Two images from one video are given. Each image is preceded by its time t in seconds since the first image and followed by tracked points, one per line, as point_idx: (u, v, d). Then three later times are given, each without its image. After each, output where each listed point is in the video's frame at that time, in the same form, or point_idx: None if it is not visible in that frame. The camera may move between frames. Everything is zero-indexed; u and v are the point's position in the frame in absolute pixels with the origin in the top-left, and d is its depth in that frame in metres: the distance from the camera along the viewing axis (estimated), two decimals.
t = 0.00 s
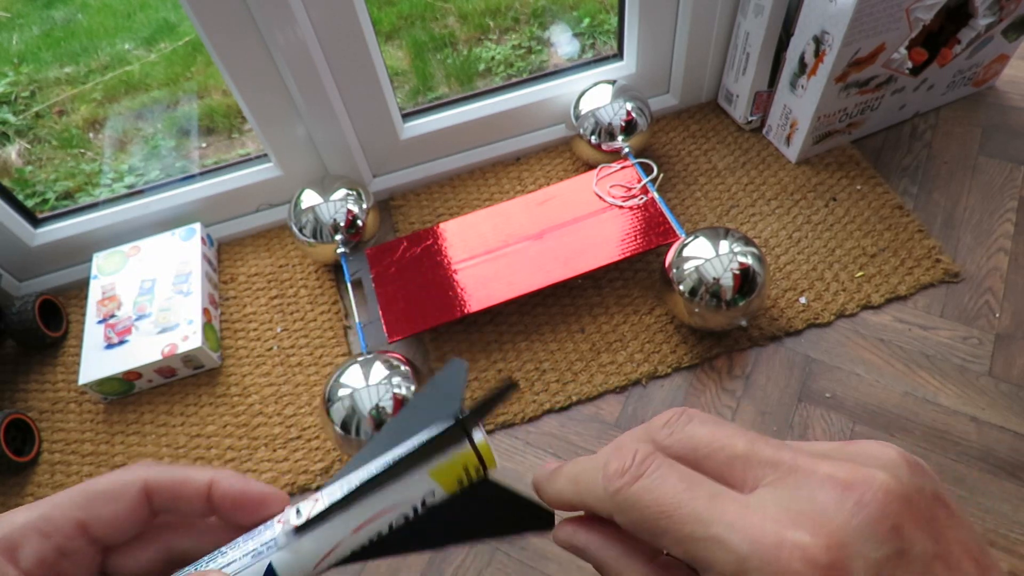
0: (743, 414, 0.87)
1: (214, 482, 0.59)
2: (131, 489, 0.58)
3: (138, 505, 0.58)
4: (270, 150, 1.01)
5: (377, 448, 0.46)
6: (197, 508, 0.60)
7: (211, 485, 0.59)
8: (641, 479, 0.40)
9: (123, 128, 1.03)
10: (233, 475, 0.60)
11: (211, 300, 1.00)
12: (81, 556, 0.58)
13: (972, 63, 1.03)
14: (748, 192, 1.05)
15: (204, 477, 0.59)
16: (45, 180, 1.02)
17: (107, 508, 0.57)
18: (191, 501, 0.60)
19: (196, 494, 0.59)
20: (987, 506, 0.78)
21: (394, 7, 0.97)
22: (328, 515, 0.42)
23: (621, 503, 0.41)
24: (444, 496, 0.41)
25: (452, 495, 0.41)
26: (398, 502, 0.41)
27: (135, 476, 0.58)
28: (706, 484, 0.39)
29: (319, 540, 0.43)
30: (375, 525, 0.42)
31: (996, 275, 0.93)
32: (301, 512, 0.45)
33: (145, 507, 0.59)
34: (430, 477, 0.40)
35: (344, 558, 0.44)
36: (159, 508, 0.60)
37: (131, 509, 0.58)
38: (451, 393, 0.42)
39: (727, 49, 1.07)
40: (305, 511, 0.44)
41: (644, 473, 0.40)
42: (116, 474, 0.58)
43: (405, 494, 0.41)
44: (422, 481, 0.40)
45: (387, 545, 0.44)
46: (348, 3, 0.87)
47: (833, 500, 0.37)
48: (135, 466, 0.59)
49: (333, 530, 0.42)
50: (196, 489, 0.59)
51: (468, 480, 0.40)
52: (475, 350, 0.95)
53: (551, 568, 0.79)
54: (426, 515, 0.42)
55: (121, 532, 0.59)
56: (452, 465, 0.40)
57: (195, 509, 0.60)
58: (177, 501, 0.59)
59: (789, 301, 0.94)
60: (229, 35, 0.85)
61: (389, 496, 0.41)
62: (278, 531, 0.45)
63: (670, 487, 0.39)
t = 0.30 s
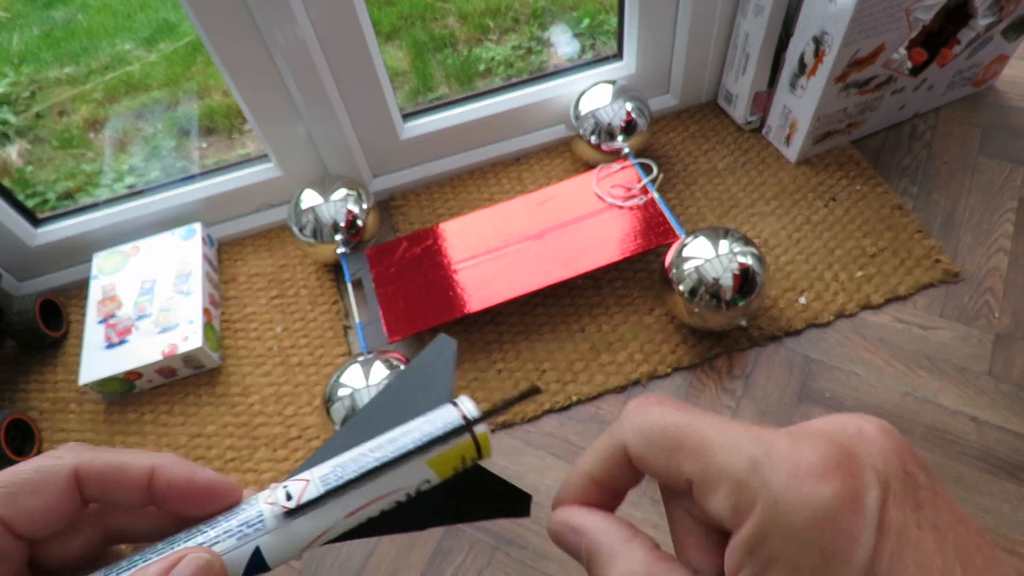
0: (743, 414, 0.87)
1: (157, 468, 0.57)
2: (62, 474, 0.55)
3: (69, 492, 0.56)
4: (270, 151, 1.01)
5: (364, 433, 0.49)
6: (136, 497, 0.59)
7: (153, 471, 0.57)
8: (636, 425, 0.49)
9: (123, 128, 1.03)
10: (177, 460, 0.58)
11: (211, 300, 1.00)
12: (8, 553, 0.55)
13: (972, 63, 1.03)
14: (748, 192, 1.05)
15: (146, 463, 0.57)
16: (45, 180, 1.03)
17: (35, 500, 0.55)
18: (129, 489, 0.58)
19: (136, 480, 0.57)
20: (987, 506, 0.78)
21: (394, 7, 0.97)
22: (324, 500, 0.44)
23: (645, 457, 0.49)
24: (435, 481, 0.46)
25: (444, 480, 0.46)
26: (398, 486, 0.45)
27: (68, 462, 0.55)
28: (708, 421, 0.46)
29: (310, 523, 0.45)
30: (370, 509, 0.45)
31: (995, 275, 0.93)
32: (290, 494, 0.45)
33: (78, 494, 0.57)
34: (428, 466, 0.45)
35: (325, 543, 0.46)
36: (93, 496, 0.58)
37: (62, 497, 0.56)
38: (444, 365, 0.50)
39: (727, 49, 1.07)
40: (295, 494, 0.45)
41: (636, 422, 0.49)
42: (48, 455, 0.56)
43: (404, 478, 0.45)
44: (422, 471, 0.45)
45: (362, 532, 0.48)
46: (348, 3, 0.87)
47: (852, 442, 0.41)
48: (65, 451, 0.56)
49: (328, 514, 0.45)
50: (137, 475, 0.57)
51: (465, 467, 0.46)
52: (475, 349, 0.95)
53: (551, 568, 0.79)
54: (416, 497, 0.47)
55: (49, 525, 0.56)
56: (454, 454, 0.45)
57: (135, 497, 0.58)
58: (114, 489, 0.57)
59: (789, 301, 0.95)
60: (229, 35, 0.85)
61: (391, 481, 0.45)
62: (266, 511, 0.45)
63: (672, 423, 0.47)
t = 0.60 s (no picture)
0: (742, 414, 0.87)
1: (162, 463, 0.55)
2: (61, 470, 0.53)
3: (69, 490, 0.53)
4: (270, 151, 1.01)
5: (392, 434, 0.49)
6: (139, 496, 0.55)
7: (159, 466, 0.55)
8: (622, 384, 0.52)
9: (123, 127, 1.03)
10: (183, 456, 0.55)
11: (211, 300, 1.00)
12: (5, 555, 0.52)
13: (972, 63, 1.03)
14: (748, 192, 1.05)
15: (150, 457, 0.55)
16: (45, 180, 1.02)
17: (33, 499, 0.52)
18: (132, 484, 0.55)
19: (140, 477, 0.54)
20: (987, 506, 0.78)
21: (394, 7, 0.97)
22: (357, 511, 0.44)
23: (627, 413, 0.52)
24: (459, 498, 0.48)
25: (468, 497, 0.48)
26: (431, 504, 0.45)
27: (66, 456, 0.53)
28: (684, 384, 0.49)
29: (339, 532, 0.44)
30: (397, 521, 0.45)
31: (996, 275, 0.93)
32: (323, 499, 0.44)
33: (78, 491, 0.54)
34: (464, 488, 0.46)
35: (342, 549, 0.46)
36: (93, 492, 0.55)
37: (62, 495, 0.53)
38: (479, 371, 0.51)
39: (727, 49, 1.07)
40: (329, 500, 0.44)
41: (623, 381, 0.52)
42: (44, 448, 0.53)
43: (438, 497, 0.45)
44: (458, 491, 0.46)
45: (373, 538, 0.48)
46: (348, 2, 0.87)
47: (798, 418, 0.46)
48: (61, 443, 0.54)
49: (359, 524, 0.44)
50: (141, 471, 0.54)
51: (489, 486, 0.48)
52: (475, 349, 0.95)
53: (551, 568, 0.79)
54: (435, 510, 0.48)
55: (49, 523, 0.53)
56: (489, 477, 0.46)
57: (139, 495, 0.55)
58: (117, 486, 0.55)
59: (789, 301, 0.94)
60: (229, 35, 0.85)
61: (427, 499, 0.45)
62: (298, 516, 0.44)
63: (652, 385, 0.50)
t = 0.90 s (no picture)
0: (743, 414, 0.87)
1: (115, 474, 0.54)
2: (15, 474, 0.52)
3: (23, 495, 0.53)
4: (270, 151, 1.01)
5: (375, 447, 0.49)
6: (92, 505, 0.54)
7: (112, 476, 0.54)
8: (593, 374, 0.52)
9: (123, 127, 1.03)
10: (138, 468, 0.55)
11: (211, 300, 1.00)
12: None
13: (972, 63, 1.03)
14: (748, 192, 1.05)
15: (104, 466, 0.54)
16: (45, 180, 1.02)
17: None
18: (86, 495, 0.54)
19: (92, 486, 0.53)
20: (987, 506, 0.78)
21: (394, 7, 0.97)
22: (323, 502, 0.43)
23: (599, 399, 0.52)
24: (441, 498, 0.45)
25: (451, 496, 0.46)
26: (402, 495, 0.44)
27: (21, 460, 0.52)
28: (661, 371, 0.49)
29: (307, 529, 0.43)
30: (370, 519, 0.44)
31: (996, 275, 0.93)
32: (288, 497, 0.45)
33: (33, 496, 0.54)
34: (435, 475, 0.44)
35: (318, 558, 0.45)
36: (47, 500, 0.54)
37: (17, 500, 0.53)
38: (467, 389, 0.49)
39: (727, 49, 1.07)
40: (294, 496, 0.45)
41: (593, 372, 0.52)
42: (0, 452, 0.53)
43: (409, 487, 0.44)
44: (430, 479, 0.44)
45: (356, 551, 0.46)
46: (348, 3, 0.87)
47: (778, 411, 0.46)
48: (19, 446, 0.53)
49: (327, 519, 0.43)
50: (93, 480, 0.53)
51: (472, 485, 0.46)
52: (475, 349, 0.95)
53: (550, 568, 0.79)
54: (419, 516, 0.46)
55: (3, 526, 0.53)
56: (462, 464, 0.45)
57: (91, 505, 0.54)
58: (69, 494, 0.53)
59: (789, 301, 0.94)
60: (229, 34, 0.85)
61: (396, 487, 0.44)
62: (261, 514, 0.44)
63: (627, 372, 0.50)
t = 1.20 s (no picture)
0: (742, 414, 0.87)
1: (115, 485, 0.51)
2: (8, 498, 0.50)
3: (18, 519, 0.50)
4: (270, 151, 1.01)
5: (361, 448, 0.50)
6: (93, 519, 0.52)
7: (112, 488, 0.51)
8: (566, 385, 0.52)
9: (123, 128, 1.03)
10: (139, 475, 0.52)
11: (211, 300, 1.00)
12: None
13: (972, 63, 1.03)
14: (748, 192, 1.05)
15: (102, 478, 0.51)
16: (45, 180, 1.02)
17: None
18: (87, 511, 0.52)
19: (92, 499, 0.51)
20: (987, 506, 0.78)
21: (394, 7, 0.97)
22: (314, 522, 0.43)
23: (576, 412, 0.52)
24: (427, 512, 0.46)
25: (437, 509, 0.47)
26: (395, 514, 0.44)
27: (13, 484, 0.50)
28: (633, 377, 0.50)
29: (297, 544, 0.43)
30: (360, 534, 0.44)
31: (996, 275, 0.93)
32: (278, 513, 0.43)
33: (28, 518, 0.51)
34: (428, 496, 0.45)
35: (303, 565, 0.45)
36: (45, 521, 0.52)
37: (11, 523, 0.50)
38: (453, 378, 0.54)
39: (727, 49, 1.07)
40: (283, 512, 0.43)
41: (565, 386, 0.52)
42: None
43: (401, 506, 0.45)
44: (423, 500, 0.45)
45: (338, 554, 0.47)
46: (348, 2, 0.87)
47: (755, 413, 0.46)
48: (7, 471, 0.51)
49: (317, 536, 0.43)
50: (93, 492, 0.51)
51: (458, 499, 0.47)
52: (475, 349, 0.95)
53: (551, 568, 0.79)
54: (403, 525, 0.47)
55: None
56: (454, 485, 0.46)
57: (93, 519, 0.52)
58: (70, 509, 0.51)
59: (789, 301, 0.94)
60: (229, 35, 0.85)
61: (389, 508, 0.44)
62: (249, 529, 0.43)
63: (600, 381, 0.51)
